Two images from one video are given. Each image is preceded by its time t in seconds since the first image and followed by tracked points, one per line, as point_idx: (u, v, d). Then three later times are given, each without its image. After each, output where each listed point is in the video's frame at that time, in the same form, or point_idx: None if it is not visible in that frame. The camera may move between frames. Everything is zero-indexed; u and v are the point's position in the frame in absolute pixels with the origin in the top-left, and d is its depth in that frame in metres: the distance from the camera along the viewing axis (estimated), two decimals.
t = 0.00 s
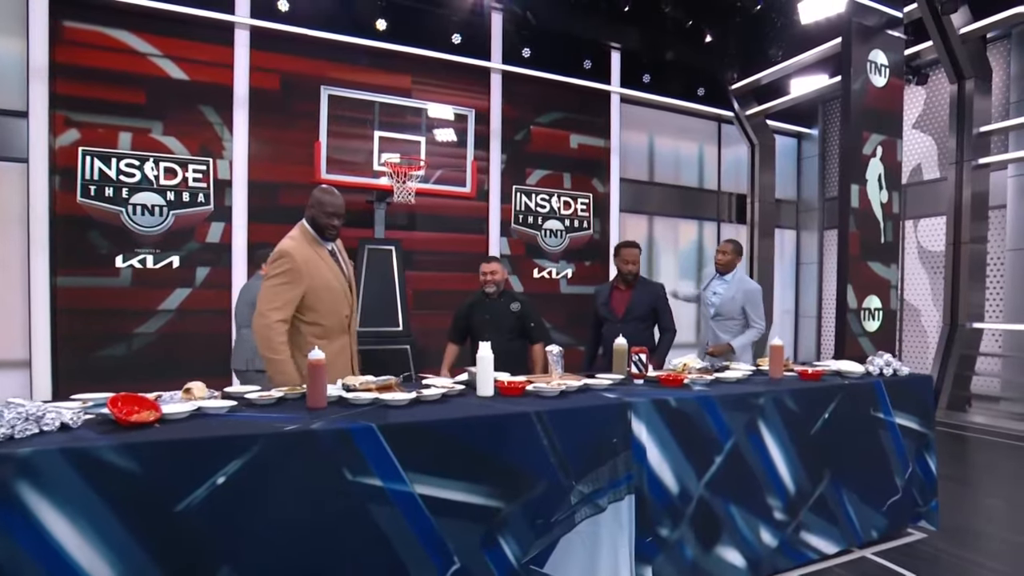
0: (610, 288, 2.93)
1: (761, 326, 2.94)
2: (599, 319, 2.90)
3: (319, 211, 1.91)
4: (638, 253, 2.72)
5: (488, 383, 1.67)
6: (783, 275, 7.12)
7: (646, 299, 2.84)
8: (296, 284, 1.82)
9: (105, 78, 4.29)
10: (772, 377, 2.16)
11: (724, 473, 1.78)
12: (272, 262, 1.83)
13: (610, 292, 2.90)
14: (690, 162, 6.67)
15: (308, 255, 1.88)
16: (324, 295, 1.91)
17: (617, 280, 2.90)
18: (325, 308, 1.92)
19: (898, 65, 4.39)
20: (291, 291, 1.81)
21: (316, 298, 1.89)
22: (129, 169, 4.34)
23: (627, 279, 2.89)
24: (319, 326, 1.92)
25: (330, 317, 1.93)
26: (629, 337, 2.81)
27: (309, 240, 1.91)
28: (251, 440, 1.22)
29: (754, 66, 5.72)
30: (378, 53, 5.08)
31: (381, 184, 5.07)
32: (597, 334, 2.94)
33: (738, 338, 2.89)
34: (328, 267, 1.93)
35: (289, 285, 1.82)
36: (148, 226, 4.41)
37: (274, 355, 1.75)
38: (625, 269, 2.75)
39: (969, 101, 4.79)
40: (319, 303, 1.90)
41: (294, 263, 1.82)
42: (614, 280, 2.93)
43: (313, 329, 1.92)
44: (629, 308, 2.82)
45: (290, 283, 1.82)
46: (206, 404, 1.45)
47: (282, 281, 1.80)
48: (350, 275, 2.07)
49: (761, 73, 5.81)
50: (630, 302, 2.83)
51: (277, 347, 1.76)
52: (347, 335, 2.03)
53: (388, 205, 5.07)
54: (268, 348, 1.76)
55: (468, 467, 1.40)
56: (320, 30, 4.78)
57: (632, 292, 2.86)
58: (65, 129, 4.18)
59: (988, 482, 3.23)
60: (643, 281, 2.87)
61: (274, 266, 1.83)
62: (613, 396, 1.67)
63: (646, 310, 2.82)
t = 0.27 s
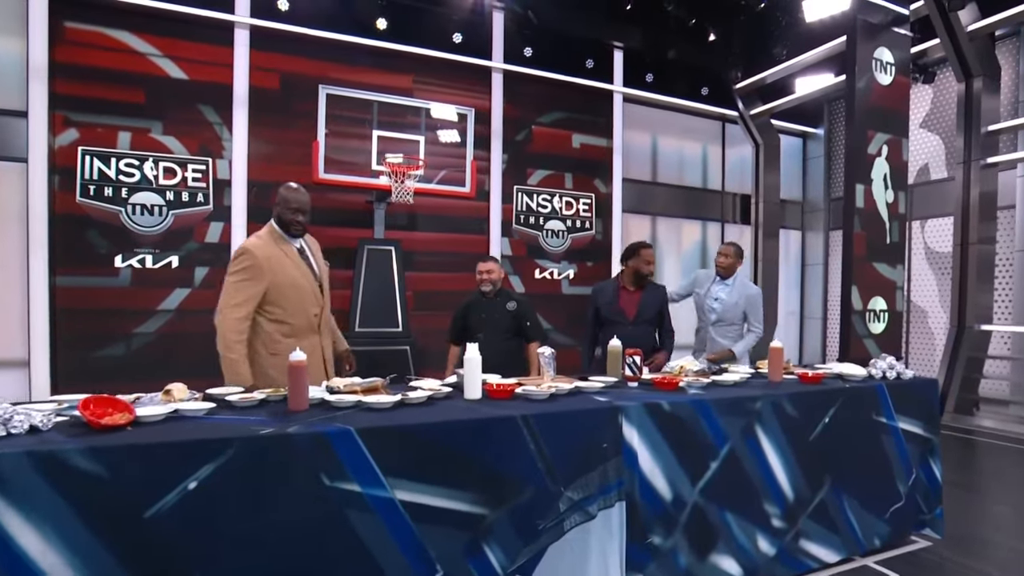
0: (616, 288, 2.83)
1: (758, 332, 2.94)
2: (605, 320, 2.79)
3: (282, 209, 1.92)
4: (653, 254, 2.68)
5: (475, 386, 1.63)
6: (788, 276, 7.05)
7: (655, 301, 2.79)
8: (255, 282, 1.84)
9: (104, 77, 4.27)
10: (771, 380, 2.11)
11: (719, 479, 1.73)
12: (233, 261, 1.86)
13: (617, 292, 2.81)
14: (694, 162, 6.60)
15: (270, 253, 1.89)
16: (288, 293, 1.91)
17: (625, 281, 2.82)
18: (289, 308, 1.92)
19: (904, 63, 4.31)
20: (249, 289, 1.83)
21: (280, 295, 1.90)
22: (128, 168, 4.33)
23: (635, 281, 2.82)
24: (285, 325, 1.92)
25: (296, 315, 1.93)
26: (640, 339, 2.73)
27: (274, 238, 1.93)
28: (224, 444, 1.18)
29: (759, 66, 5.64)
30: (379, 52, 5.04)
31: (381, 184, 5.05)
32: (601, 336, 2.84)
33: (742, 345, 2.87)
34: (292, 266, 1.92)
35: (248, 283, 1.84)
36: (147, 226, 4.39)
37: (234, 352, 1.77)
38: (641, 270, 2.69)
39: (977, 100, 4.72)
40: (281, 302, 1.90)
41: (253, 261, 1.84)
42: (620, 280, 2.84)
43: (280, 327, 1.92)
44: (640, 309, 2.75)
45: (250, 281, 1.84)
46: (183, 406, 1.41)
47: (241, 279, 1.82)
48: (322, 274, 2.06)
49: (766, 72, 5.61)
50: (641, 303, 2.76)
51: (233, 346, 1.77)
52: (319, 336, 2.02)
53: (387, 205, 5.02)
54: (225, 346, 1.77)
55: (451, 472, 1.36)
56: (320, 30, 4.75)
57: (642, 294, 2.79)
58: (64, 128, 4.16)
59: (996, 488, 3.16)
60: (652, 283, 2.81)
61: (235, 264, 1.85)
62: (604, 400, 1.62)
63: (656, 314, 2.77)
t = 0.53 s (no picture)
0: (618, 286, 2.74)
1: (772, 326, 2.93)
2: (608, 320, 2.70)
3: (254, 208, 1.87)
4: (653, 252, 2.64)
5: (466, 390, 1.57)
6: (796, 276, 6.95)
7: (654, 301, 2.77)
8: (219, 280, 1.79)
9: (105, 79, 4.25)
10: (776, 383, 2.04)
11: (719, 486, 1.67)
12: (200, 258, 1.82)
13: (620, 291, 2.72)
14: (700, 161, 6.52)
15: (237, 252, 1.84)
16: (251, 293, 1.84)
17: (625, 280, 2.74)
18: (253, 309, 1.85)
19: (914, 58, 4.22)
20: (215, 286, 1.78)
21: (243, 295, 1.83)
22: (129, 170, 4.31)
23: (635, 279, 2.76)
24: (247, 326, 1.85)
25: (259, 316, 1.86)
26: (646, 339, 2.70)
27: (243, 237, 1.88)
28: (198, 452, 1.13)
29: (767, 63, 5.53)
30: (380, 52, 4.99)
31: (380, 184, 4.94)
32: (602, 338, 2.74)
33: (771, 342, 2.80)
34: (260, 266, 1.87)
35: (211, 281, 1.79)
36: (148, 228, 4.37)
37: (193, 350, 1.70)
38: (643, 269, 2.64)
39: (989, 96, 4.62)
40: (246, 302, 1.84)
41: (218, 258, 1.80)
42: (620, 278, 2.75)
43: (242, 329, 1.85)
44: (645, 309, 2.71)
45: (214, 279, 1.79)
46: (162, 411, 1.36)
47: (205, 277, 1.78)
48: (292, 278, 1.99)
49: (773, 69, 5.44)
50: (645, 303, 2.72)
51: (196, 342, 1.71)
52: (282, 341, 1.92)
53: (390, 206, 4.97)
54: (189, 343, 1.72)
55: (437, 479, 1.30)
56: (320, 30, 4.71)
57: (644, 294, 2.75)
58: (65, 130, 4.15)
59: (1011, 493, 3.07)
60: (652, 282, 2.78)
61: (200, 262, 1.81)
62: (600, 404, 1.57)
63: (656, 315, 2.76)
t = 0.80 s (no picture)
0: (608, 287, 2.69)
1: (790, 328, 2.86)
2: (598, 323, 2.64)
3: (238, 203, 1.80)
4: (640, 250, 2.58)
5: (463, 396, 1.52)
6: (805, 276, 6.85)
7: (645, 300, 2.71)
8: (196, 276, 1.71)
9: (108, 81, 4.20)
10: (786, 387, 1.97)
11: (727, 494, 1.60)
12: (176, 251, 1.73)
13: (610, 293, 2.66)
14: (707, 160, 6.44)
15: (215, 247, 1.76)
16: (227, 291, 1.77)
17: (615, 280, 2.70)
18: (227, 307, 1.78)
19: (925, 52, 4.13)
20: (190, 281, 1.70)
21: (219, 293, 1.76)
22: (132, 173, 4.25)
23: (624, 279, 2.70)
24: (219, 325, 1.77)
25: (233, 316, 1.79)
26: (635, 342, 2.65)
27: (223, 232, 1.81)
28: (179, 462, 1.07)
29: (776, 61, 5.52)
30: (383, 53, 4.93)
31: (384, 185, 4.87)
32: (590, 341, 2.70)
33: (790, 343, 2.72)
34: (237, 263, 1.80)
35: (187, 275, 1.70)
36: (151, 230, 4.30)
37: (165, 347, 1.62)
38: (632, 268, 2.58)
39: (1003, 91, 4.52)
40: (219, 300, 1.76)
41: (196, 253, 1.72)
42: (611, 279, 2.69)
43: (214, 328, 1.77)
44: (635, 310, 2.66)
45: (190, 274, 1.70)
46: (147, 418, 1.32)
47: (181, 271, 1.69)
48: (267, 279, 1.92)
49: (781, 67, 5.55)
50: (634, 304, 2.67)
51: (168, 338, 1.62)
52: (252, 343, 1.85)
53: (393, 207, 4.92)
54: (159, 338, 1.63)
55: (430, 489, 1.25)
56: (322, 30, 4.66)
57: (633, 295, 2.70)
58: (68, 133, 4.10)
59: None
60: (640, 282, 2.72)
61: (177, 255, 1.72)
62: (602, 410, 1.50)
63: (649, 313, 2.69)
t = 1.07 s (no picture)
0: (600, 291, 2.61)
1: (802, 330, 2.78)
2: (591, 328, 2.56)
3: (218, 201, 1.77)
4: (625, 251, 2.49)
5: (465, 402, 1.46)
6: (815, 276, 6.75)
7: (640, 302, 2.59)
8: (174, 275, 1.67)
9: (111, 83, 4.10)
10: (802, 391, 1.90)
11: (741, 504, 1.53)
12: (152, 250, 1.68)
13: (600, 296, 2.59)
14: (715, 159, 6.35)
15: (193, 246, 1.72)
16: (206, 291, 1.72)
17: (607, 283, 2.59)
18: (206, 308, 1.73)
19: (938, 47, 4.04)
20: (168, 280, 1.65)
21: (198, 293, 1.72)
22: (135, 176, 4.16)
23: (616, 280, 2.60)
24: (199, 327, 1.72)
25: (213, 317, 1.74)
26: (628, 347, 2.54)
27: (200, 231, 1.76)
28: (164, 474, 1.02)
29: (784, 59, 5.37)
30: (386, 53, 4.81)
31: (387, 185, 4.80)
32: (584, 346, 2.62)
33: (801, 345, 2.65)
34: (217, 263, 1.76)
35: (165, 274, 1.66)
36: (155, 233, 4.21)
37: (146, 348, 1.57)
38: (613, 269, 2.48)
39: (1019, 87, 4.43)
40: (198, 301, 1.72)
41: (173, 252, 1.68)
42: (602, 282, 2.62)
43: (193, 329, 1.72)
44: (627, 313, 2.56)
45: (168, 273, 1.66)
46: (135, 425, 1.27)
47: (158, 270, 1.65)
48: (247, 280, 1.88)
49: (788, 64, 5.40)
50: (626, 306, 2.57)
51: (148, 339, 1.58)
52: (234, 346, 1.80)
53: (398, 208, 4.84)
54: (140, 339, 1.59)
55: (429, 500, 1.19)
56: (324, 30, 4.54)
57: (625, 296, 2.59)
58: (71, 135, 4.00)
59: None
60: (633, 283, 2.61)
61: (153, 255, 1.68)
62: (610, 416, 1.44)
63: (644, 312, 2.59)
